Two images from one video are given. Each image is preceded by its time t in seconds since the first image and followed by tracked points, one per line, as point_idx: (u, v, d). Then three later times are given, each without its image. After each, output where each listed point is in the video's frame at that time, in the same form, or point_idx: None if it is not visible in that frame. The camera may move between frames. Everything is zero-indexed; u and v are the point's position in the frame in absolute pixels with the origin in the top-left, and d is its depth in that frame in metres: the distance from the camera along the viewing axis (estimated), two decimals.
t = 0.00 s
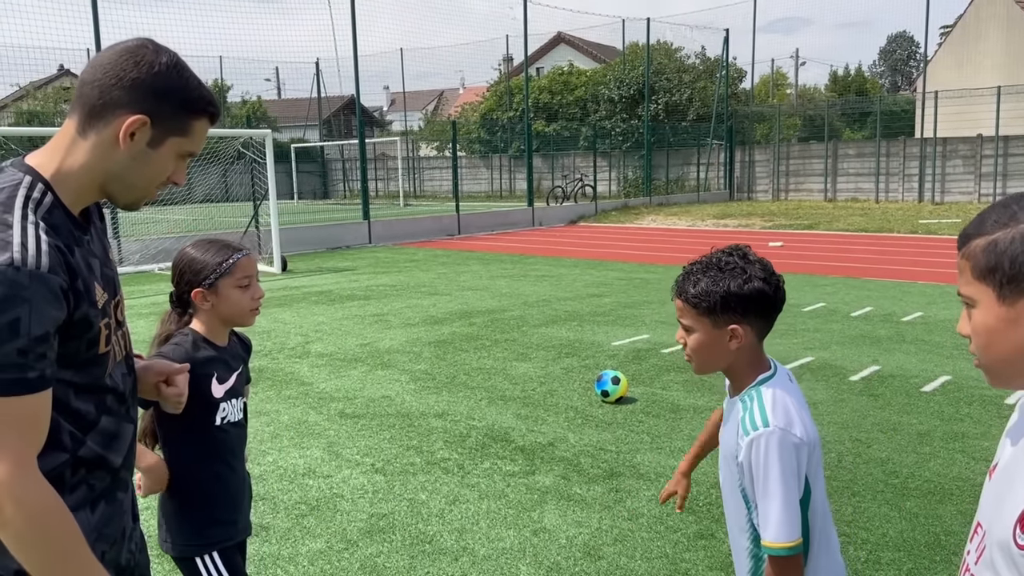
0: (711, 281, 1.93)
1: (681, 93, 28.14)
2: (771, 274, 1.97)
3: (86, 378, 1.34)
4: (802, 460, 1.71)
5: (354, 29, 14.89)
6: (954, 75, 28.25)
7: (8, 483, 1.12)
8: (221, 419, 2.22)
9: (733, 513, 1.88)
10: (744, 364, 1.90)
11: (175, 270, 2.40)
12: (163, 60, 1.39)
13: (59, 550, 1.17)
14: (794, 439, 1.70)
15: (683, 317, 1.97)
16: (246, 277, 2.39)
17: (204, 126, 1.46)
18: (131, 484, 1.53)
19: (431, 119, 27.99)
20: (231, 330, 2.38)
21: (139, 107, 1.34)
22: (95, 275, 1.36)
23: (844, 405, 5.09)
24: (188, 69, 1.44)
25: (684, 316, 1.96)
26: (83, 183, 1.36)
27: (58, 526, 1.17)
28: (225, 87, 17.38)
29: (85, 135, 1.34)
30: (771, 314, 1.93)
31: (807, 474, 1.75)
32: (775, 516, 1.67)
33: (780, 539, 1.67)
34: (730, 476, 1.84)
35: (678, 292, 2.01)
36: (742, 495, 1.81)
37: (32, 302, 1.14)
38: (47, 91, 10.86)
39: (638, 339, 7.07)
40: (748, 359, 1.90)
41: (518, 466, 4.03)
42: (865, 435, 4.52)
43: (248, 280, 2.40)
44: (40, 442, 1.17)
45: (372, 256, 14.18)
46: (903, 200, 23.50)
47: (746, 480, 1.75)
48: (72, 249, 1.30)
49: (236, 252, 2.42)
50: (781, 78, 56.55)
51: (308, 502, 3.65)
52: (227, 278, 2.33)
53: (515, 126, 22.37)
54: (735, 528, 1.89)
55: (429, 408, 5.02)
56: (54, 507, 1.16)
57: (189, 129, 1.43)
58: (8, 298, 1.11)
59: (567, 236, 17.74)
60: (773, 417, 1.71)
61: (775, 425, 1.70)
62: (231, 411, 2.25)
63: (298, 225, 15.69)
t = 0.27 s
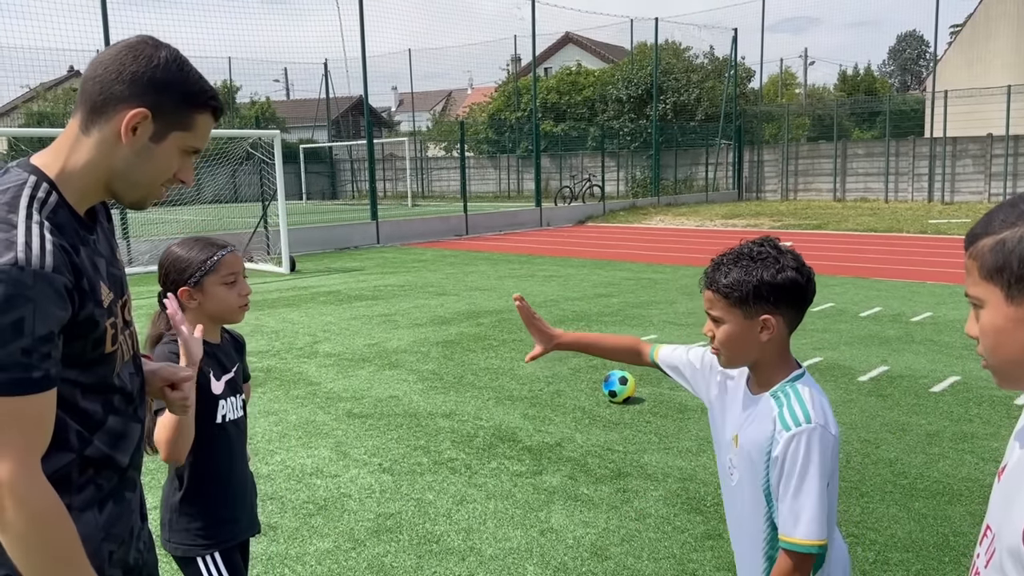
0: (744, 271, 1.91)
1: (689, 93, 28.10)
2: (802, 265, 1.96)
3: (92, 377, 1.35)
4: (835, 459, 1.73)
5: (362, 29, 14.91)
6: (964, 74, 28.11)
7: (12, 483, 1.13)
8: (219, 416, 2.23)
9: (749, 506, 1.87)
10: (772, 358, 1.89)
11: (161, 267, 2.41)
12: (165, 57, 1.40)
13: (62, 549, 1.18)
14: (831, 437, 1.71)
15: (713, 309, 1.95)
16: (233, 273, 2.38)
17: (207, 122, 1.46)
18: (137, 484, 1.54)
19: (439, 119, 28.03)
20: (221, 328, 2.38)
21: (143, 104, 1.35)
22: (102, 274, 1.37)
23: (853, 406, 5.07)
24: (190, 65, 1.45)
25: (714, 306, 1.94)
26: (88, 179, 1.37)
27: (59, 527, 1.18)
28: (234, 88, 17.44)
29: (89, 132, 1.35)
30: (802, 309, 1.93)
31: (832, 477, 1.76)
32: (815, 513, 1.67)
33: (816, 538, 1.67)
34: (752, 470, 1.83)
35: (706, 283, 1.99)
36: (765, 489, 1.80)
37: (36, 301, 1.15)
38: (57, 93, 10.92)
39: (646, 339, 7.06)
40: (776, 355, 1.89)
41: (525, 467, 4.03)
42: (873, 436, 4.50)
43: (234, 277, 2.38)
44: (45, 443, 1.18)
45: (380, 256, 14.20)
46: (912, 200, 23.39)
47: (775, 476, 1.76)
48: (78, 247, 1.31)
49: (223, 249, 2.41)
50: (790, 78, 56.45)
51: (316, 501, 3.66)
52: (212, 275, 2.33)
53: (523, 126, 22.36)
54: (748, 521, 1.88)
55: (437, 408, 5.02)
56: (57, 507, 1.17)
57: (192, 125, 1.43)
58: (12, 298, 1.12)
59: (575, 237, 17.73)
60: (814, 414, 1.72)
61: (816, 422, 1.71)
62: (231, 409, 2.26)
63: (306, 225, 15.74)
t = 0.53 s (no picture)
0: (755, 271, 1.90)
1: (696, 91, 28.02)
2: (815, 265, 1.94)
3: (98, 378, 1.35)
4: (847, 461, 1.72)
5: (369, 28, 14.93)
6: (973, 71, 27.97)
7: (14, 484, 1.14)
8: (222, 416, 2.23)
9: (757, 508, 1.86)
10: (783, 359, 1.88)
11: (158, 267, 2.39)
12: (171, 59, 1.40)
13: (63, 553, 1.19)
14: (843, 438, 1.70)
15: (724, 308, 1.95)
16: (227, 274, 2.35)
17: (212, 125, 1.47)
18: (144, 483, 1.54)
19: (446, 118, 28.03)
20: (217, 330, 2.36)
21: (149, 107, 1.35)
22: (109, 275, 1.37)
23: (860, 405, 5.04)
24: (195, 68, 1.45)
25: (725, 306, 1.95)
26: (94, 180, 1.37)
27: (62, 529, 1.19)
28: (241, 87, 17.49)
29: (96, 135, 1.35)
30: (816, 309, 1.92)
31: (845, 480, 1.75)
32: (826, 518, 1.66)
33: (832, 542, 1.66)
34: (760, 472, 1.82)
35: (718, 282, 1.99)
36: (775, 490, 1.79)
37: (38, 303, 1.15)
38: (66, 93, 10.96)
39: (653, 338, 7.04)
40: (787, 355, 1.88)
41: (532, 465, 4.03)
42: (881, 435, 4.48)
43: (227, 279, 2.35)
44: (46, 444, 1.19)
45: (386, 255, 14.23)
46: (921, 198, 23.29)
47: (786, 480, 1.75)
48: (83, 249, 1.31)
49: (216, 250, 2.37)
50: (797, 76, 56.26)
51: (322, 500, 3.67)
52: (204, 277, 2.29)
53: (530, 125, 22.34)
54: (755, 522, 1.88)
55: (443, 407, 5.03)
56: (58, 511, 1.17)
57: (196, 127, 1.44)
58: (14, 301, 1.13)
59: (581, 235, 17.70)
60: (824, 416, 1.70)
61: (825, 425, 1.69)
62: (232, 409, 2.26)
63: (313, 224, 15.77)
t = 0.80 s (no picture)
0: (742, 275, 1.91)
1: (704, 88, 27.94)
2: (806, 270, 1.93)
3: (111, 374, 1.37)
4: (827, 459, 1.69)
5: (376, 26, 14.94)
6: (982, 68, 27.82)
7: (33, 481, 1.15)
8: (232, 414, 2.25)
9: (746, 502, 1.85)
10: (770, 362, 1.88)
11: (170, 267, 2.41)
12: (175, 54, 1.40)
13: (80, 548, 1.20)
14: (817, 435, 1.68)
15: (713, 310, 1.96)
16: (239, 275, 2.38)
17: (218, 119, 1.46)
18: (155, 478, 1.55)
19: (452, 116, 28.02)
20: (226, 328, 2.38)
21: (155, 104, 1.35)
22: (118, 273, 1.38)
23: (868, 402, 5.03)
24: (201, 62, 1.45)
25: (714, 308, 1.96)
26: (102, 178, 1.38)
27: (79, 523, 1.20)
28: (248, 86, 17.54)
29: (101, 131, 1.36)
30: (801, 320, 1.91)
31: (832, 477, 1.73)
32: (803, 513, 1.66)
33: (811, 538, 1.65)
34: (745, 469, 1.82)
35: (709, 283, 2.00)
36: (758, 484, 1.79)
37: (51, 300, 1.17)
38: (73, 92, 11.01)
39: (660, 336, 7.04)
40: (773, 359, 1.88)
41: (539, 463, 4.04)
42: (888, 432, 4.47)
43: (239, 279, 2.38)
44: (63, 440, 1.20)
45: (393, 253, 14.25)
46: (930, 195, 23.18)
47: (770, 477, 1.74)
48: (93, 246, 1.32)
49: (228, 251, 2.40)
50: (805, 73, 56.07)
51: (330, 497, 3.69)
52: (217, 277, 2.32)
53: (537, 122, 22.33)
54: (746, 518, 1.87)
55: (450, 404, 5.04)
56: (75, 507, 1.19)
57: (203, 121, 1.44)
58: (27, 299, 1.14)
59: (588, 233, 17.68)
60: (795, 415, 1.69)
61: (797, 423, 1.68)
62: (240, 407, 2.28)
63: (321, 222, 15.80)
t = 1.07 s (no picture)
0: (729, 273, 1.92)
1: (712, 84, 27.84)
2: (791, 261, 1.92)
3: (123, 369, 1.38)
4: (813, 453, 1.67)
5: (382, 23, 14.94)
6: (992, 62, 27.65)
7: (47, 476, 1.17)
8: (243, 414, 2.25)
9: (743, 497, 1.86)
10: (766, 356, 1.88)
11: (193, 262, 2.43)
12: (186, 52, 1.40)
13: (94, 543, 1.21)
14: (802, 429, 1.66)
15: (705, 308, 1.97)
16: (262, 273, 2.39)
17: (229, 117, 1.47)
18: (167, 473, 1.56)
19: (459, 112, 27.99)
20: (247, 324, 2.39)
21: (166, 102, 1.36)
22: (129, 269, 1.39)
23: (877, 398, 5.01)
24: (212, 60, 1.45)
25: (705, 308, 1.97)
26: (114, 175, 1.39)
27: (93, 518, 1.21)
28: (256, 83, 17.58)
29: (113, 129, 1.37)
30: (796, 307, 1.89)
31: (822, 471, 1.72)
32: (778, 504, 1.66)
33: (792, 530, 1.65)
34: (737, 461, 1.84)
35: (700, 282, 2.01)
36: (749, 479, 1.80)
37: (63, 296, 1.18)
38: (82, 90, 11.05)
39: (668, 332, 7.03)
40: (768, 353, 1.88)
41: (547, 459, 4.04)
42: (897, 428, 4.46)
43: (262, 277, 2.40)
44: (77, 436, 1.21)
45: (401, 250, 14.26)
46: (939, 191, 23.07)
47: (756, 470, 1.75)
48: (104, 242, 1.33)
49: (251, 249, 2.42)
50: (813, 68, 55.85)
51: (339, 492, 3.71)
52: (240, 274, 2.34)
53: (544, 119, 22.30)
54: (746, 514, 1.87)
55: (458, 401, 5.05)
56: (88, 502, 1.20)
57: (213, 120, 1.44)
58: (39, 296, 1.15)
59: (596, 229, 17.65)
60: (779, 408, 1.69)
61: (779, 416, 1.68)
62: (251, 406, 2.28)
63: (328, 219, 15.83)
